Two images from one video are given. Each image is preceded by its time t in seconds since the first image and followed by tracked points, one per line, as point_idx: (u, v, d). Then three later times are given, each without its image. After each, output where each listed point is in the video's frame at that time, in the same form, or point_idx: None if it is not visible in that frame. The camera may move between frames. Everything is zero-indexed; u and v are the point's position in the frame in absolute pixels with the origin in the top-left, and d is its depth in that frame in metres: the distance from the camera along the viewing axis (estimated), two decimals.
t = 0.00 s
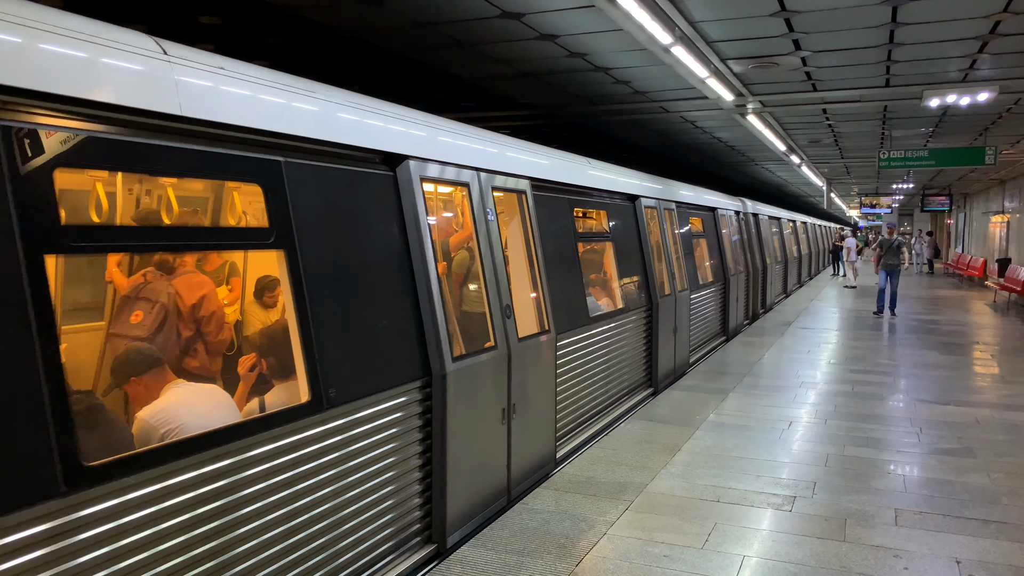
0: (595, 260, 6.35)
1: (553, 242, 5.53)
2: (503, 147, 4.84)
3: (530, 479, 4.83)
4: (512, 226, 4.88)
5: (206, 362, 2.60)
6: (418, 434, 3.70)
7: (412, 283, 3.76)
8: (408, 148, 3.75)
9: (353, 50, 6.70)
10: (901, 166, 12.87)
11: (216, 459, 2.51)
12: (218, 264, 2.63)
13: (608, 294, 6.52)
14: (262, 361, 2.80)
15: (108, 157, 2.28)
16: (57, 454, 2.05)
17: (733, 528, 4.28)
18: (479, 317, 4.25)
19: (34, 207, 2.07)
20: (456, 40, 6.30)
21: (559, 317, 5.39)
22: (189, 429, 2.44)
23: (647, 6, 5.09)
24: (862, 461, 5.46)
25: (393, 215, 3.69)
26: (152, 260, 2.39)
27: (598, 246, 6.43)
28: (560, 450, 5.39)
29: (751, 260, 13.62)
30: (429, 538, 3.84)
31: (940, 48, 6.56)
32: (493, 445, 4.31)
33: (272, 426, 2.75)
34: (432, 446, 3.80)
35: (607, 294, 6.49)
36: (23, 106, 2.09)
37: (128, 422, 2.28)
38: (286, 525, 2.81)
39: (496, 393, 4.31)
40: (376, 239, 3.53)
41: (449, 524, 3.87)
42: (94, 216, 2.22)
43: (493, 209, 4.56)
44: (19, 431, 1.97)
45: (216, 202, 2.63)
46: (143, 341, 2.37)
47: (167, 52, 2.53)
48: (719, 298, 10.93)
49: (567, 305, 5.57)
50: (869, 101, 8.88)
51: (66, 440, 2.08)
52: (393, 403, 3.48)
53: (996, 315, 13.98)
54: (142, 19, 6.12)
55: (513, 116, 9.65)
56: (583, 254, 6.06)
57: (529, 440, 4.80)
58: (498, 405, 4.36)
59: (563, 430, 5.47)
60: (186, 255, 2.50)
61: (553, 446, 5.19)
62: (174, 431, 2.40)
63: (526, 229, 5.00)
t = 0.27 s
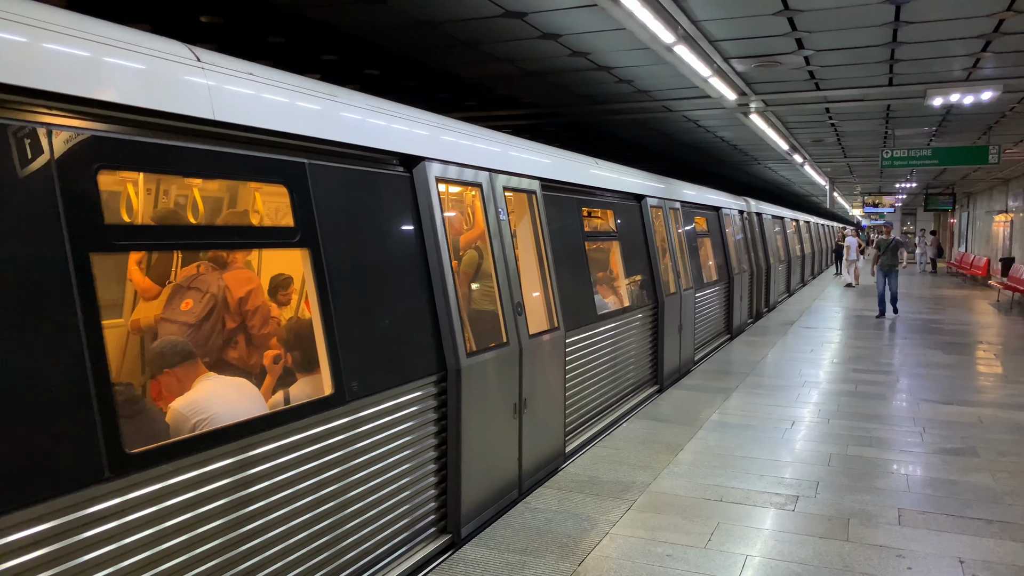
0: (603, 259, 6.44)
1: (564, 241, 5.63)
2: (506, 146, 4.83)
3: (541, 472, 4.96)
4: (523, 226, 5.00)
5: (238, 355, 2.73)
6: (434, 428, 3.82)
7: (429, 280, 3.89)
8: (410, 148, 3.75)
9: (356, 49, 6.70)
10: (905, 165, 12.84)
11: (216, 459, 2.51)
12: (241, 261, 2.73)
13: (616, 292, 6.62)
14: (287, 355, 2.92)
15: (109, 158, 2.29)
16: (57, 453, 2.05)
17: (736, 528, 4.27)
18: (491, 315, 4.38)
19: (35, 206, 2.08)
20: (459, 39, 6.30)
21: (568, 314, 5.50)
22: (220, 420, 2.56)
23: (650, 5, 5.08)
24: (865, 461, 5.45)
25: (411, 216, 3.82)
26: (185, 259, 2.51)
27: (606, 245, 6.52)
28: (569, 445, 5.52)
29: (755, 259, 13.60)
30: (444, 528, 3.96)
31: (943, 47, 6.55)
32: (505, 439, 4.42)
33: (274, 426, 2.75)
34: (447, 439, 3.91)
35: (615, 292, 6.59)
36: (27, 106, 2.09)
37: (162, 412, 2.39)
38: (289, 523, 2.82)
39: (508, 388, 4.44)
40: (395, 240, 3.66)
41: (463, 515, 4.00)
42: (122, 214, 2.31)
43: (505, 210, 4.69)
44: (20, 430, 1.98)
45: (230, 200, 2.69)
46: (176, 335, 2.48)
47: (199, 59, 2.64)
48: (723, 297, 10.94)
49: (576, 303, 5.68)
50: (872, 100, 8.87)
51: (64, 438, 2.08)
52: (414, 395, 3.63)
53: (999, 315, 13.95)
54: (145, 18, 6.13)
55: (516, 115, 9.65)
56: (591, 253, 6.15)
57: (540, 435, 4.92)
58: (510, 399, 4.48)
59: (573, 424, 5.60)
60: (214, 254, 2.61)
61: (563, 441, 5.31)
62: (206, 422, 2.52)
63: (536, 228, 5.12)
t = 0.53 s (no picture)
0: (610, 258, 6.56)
1: (572, 241, 5.76)
2: (510, 145, 4.84)
3: (552, 466, 5.08)
4: (533, 225, 5.13)
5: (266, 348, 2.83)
6: (450, 422, 3.93)
7: (444, 279, 4.01)
8: (414, 147, 3.76)
9: (359, 48, 6.71)
10: (909, 164, 12.81)
11: (221, 458, 2.51)
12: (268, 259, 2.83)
13: (622, 290, 6.74)
14: (313, 349, 3.03)
15: (111, 158, 2.29)
16: (61, 452, 2.04)
17: (740, 527, 4.27)
18: (504, 314, 4.51)
19: (39, 206, 2.08)
20: (462, 38, 6.30)
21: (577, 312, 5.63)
22: (248, 412, 2.66)
23: (654, 4, 5.08)
24: (870, 460, 5.44)
25: (428, 218, 3.95)
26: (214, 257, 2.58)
27: (612, 244, 6.64)
28: (579, 440, 5.63)
29: (759, 258, 13.58)
30: (460, 519, 4.07)
31: (948, 46, 6.53)
32: (517, 434, 4.55)
33: (277, 425, 2.74)
34: (463, 430, 4.05)
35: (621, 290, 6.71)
36: (30, 105, 2.10)
37: (195, 404, 2.47)
38: (295, 522, 2.82)
39: (521, 384, 4.58)
40: (413, 240, 3.78)
41: (478, 506, 4.12)
42: (150, 215, 2.38)
43: (516, 209, 4.82)
44: (24, 428, 1.96)
45: (251, 201, 2.76)
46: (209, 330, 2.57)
47: (204, 58, 2.65)
48: (728, 296, 10.94)
49: (585, 302, 5.81)
50: (876, 99, 8.85)
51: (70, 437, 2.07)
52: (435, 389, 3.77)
53: (1004, 314, 13.91)
54: (149, 18, 6.15)
55: (520, 114, 9.65)
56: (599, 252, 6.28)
57: (551, 431, 5.05)
58: (522, 395, 4.61)
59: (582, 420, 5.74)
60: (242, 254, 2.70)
61: (573, 436, 5.42)
62: (234, 414, 2.60)
63: (546, 228, 5.25)
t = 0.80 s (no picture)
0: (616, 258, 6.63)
1: (580, 242, 5.84)
2: (513, 146, 4.84)
3: (562, 462, 5.20)
4: (542, 226, 5.23)
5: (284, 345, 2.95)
6: (462, 418, 4.05)
7: (457, 278, 4.12)
8: (417, 149, 3.77)
9: (363, 50, 6.73)
10: (913, 165, 12.79)
11: (223, 459, 2.52)
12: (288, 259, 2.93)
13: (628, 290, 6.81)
14: (332, 346, 3.15)
15: (113, 160, 2.30)
16: (63, 453, 2.04)
17: (743, 528, 4.27)
18: (517, 314, 4.63)
19: (43, 208, 2.08)
20: (466, 40, 6.32)
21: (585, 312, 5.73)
22: (271, 406, 2.76)
23: (657, 5, 5.09)
24: (873, 461, 5.43)
25: (441, 221, 4.05)
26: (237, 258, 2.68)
27: (619, 245, 6.72)
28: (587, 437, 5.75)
29: (764, 259, 13.58)
30: (473, 513, 4.18)
31: (952, 47, 6.52)
32: (528, 429, 4.67)
33: (280, 426, 2.76)
34: (475, 425, 4.15)
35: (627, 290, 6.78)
36: (35, 107, 2.11)
37: (221, 398, 2.57)
38: (299, 522, 2.84)
39: (532, 381, 4.70)
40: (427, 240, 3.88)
41: (490, 500, 4.22)
42: (176, 217, 2.47)
43: (526, 211, 4.93)
44: (26, 429, 1.97)
45: (275, 203, 2.87)
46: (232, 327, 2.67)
47: (208, 61, 2.66)
48: (732, 297, 10.95)
49: (592, 302, 5.89)
50: (880, 100, 8.84)
51: (71, 438, 2.07)
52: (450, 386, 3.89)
53: (1009, 316, 13.87)
54: (154, 20, 6.17)
55: (523, 115, 9.65)
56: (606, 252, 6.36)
57: (560, 427, 5.17)
58: (533, 392, 4.73)
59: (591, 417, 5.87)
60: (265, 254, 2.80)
61: (581, 433, 5.53)
62: (257, 408, 2.71)
63: (555, 230, 5.35)
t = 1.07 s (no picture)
0: (619, 256, 6.65)
1: (585, 241, 5.88)
2: (513, 145, 4.84)
3: (568, 458, 5.30)
4: (548, 226, 5.31)
5: (302, 340, 3.01)
6: (472, 414, 4.14)
7: (466, 277, 4.18)
8: (419, 149, 3.78)
9: (364, 50, 6.73)
10: (914, 165, 12.79)
11: (224, 458, 2.52)
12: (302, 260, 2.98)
13: (632, 288, 6.83)
14: (346, 342, 3.22)
15: (114, 160, 2.30)
16: (63, 453, 2.05)
17: (744, 528, 4.27)
18: (524, 313, 4.71)
19: (43, 208, 2.08)
20: (466, 39, 6.32)
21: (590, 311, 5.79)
22: (288, 402, 2.83)
23: (658, 5, 5.09)
24: (874, 461, 5.43)
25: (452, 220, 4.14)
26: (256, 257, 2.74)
27: (622, 245, 6.74)
28: (592, 434, 5.83)
29: (765, 258, 13.58)
30: (482, 507, 4.29)
31: (952, 46, 6.52)
32: (535, 426, 4.76)
33: (280, 426, 2.76)
34: (485, 422, 4.26)
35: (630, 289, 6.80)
36: (37, 107, 2.11)
37: (240, 393, 2.64)
38: (300, 522, 2.84)
39: (538, 379, 4.79)
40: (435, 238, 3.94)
41: (499, 496, 4.34)
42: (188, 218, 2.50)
43: (533, 211, 5.01)
44: (26, 430, 1.97)
45: (291, 202, 2.94)
46: (250, 325, 2.74)
47: (209, 60, 2.66)
48: (734, 296, 10.95)
49: (597, 301, 5.94)
50: (880, 99, 8.83)
51: (72, 437, 2.07)
52: (455, 385, 3.94)
53: (1010, 315, 13.86)
54: (156, 20, 6.18)
55: (524, 115, 9.65)
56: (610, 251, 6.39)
57: (566, 423, 5.26)
58: (540, 389, 4.82)
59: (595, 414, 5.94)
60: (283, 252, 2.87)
61: (585, 430, 5.60)
62: (274, 403, 2.77)
63: (561, 230, 5.43)
